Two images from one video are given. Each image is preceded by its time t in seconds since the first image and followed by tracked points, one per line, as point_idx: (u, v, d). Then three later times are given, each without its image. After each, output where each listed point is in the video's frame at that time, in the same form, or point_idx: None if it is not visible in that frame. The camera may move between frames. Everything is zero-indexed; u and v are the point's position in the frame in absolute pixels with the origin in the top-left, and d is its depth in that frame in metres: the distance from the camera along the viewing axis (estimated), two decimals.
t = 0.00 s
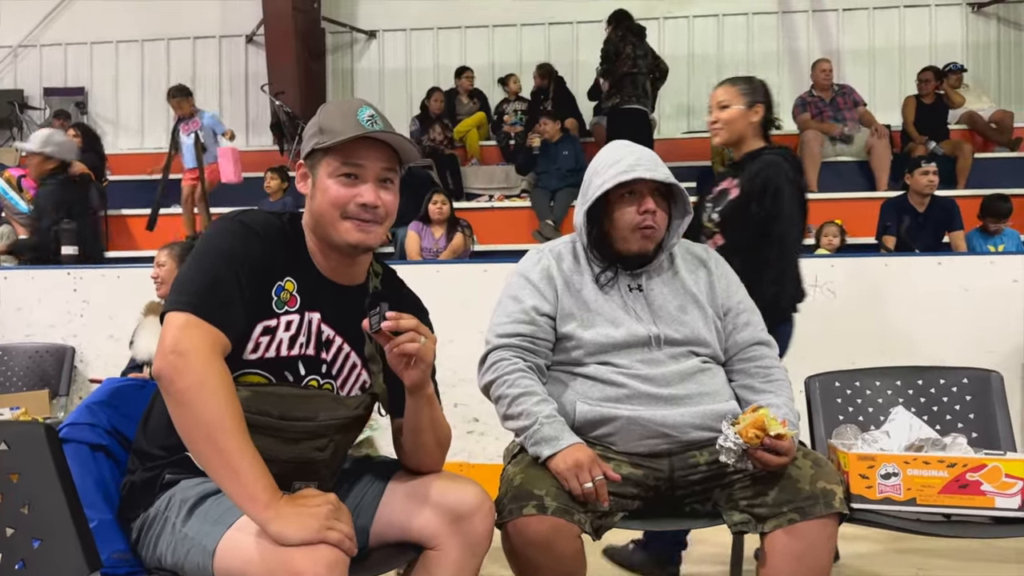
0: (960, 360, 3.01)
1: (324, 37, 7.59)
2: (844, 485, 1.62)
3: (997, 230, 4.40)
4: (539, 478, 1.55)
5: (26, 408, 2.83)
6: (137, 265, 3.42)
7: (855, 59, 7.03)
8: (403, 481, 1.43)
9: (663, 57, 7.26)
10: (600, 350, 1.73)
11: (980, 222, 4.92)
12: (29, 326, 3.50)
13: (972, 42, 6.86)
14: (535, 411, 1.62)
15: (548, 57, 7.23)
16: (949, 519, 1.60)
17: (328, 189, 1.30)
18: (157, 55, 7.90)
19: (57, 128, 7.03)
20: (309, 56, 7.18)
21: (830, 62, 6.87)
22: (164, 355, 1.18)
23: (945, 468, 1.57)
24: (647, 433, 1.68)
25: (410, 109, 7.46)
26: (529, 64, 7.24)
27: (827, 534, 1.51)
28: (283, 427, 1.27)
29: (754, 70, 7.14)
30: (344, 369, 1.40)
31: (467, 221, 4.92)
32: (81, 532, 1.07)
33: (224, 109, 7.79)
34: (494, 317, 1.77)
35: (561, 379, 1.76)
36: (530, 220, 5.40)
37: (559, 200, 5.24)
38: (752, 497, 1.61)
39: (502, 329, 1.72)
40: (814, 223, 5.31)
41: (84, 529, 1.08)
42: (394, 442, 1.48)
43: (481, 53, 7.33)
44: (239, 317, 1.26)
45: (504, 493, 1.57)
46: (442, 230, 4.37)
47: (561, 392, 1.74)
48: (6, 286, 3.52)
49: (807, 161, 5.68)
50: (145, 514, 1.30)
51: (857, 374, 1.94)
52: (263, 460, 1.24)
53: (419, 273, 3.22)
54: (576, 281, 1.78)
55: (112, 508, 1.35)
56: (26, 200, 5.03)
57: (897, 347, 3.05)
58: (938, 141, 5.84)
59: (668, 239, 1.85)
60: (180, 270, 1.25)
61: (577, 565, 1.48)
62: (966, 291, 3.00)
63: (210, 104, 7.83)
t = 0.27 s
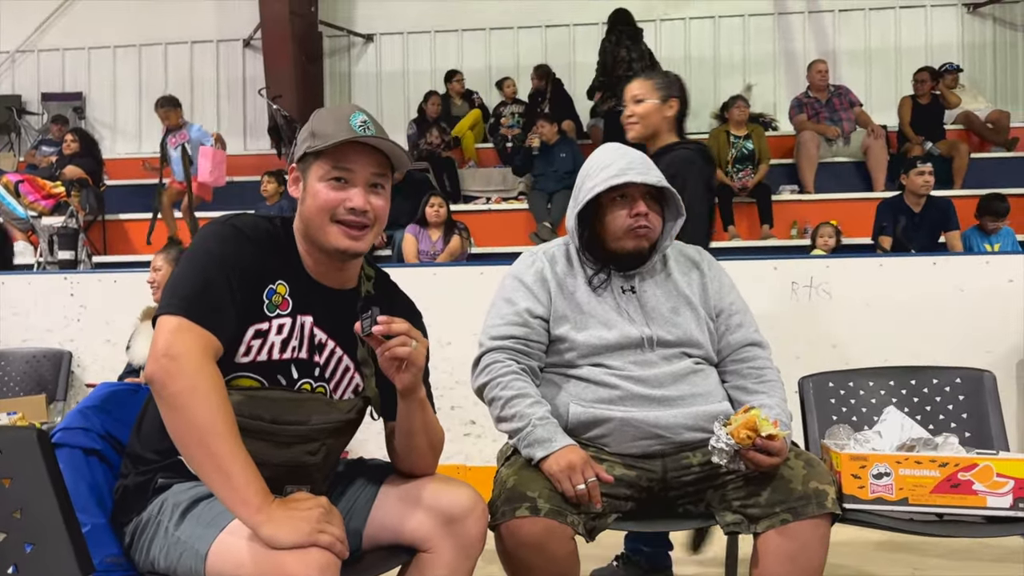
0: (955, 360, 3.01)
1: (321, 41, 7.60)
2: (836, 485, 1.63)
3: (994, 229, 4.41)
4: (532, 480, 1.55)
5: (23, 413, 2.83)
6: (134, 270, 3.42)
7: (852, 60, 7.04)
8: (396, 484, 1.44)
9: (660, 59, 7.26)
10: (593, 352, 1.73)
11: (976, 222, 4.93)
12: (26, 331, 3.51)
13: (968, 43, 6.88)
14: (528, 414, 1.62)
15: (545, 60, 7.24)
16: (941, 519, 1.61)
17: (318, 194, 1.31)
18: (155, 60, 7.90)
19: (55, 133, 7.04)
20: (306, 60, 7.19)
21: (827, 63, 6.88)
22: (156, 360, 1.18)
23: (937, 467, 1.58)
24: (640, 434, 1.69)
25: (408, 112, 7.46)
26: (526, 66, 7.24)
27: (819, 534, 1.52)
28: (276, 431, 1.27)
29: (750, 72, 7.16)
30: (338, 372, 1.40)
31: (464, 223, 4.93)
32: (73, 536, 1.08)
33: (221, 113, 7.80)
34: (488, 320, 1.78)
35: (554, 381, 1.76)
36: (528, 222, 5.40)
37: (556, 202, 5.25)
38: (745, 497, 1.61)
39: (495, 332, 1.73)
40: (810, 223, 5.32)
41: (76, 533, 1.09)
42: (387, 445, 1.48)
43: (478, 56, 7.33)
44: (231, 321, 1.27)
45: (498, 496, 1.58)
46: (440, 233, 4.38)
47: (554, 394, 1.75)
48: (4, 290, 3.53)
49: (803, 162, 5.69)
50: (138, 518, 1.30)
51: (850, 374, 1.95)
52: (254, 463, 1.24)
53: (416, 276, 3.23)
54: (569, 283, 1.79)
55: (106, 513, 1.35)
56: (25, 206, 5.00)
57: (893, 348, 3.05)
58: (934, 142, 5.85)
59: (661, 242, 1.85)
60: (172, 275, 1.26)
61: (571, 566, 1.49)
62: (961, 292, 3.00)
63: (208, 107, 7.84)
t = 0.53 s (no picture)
0: (952, 359, 3.01)
1: (318, 42, 7.60)
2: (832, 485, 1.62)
3: (993, 228, 4.41)
4: (527, 482, 1.55)
5: (19, 416, 2.83)
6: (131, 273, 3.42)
7: (849, 59, 7.05)
8: (391, 486, 1.44)
9: (657, 59, 7.26)
10: (588, 353, 1.73)
11: (974, 221, 4.93)
12: (23, 334, 3.50)
13: (965, 42, 6.88)
14: (524, 415, 1.62)
15: (542, 60, 7.24)
16: (937, 519, 1.60)
17: (309, 195, 1.31)
18: (152, 62, 7.91)
19: (52, 135, 7.04)
20: (303, 61, 7.19)
21: (824, 63, 6.89)
22: (148, 362, 1.18)
23: (933, 467, 1.58)
24: (635, 435, 1.68)
25: (405, 113, 7.46)
26: (523, 67, 7.24)
27: (815, 535, 1.52)
28: (268, 435, 1.27)
29: (747, 72, 7.16)
30: (332, 375, 1.40)
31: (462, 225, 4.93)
32: (65, 540, 1.08)
33: (219, 115, 7.80)
34: (483, 321, 1.77)
35: (549, 382, 1.76)
36: (525, 224, 5.40)
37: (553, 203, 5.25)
38: (740, 498, 1.61)
39: (490, 333, 1.73)
40: (808, 223, 5.32)
41: (69, 537, 1.08)
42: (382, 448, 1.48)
43: (475, 56, 7.33)
44: (223, 323, 1.27)
45: (493, 498, 1.58)
46: (437, 234, 4.38)
47: (550, 396, 1.75)
48: None
49: (801, 162, 5.69)
50: (132, 522, 1.30)
51: (846, 374, 1.95)
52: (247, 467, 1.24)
53: (413, 277, 3.23)
54: (564, 284, 1.78)
55: (99, 516, 1.35)
56: (22, 209, 4.97)
57: (890, 347, 3.05)
58: (931, 141, 5.85)
59: (657, 243, 1.85)
60: (165, 277, 1.26)
61: (566, 568, 1.49)
62: (958, 291, 3.00)
63: (205, 109, 7.84)
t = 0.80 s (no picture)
0: (953, 357, 3.01)
1: (317, 41, 7.59)
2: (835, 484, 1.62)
3: (994, 225, 4.40)
4: (529, 481, 1.55)
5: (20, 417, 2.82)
6: (131, 273, 3.42)
7: (848, 57, 7.04)
8: (393, 486, 1.43)
9: (656, 57, 7.26)
10: (590, 352, 1.73)
11: (974, 219, 4.93)
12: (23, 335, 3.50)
13: (964, 39, 6.87)
14: (526, 414, 1.62)
15: (542, 59, 7.24)
16: (940, 517, 1.60)
17: (311, 196, 1.30)
18: (151, 61, 7.90)
19: (51, 135, 7.03)
20: (302, 61, 7.19)
21: (823, 61, 6.89)
22: (150, 362, 1.18)
23: (935, 465, 1.57)
24: (637, 434, 1.68)
25: (404, 112, 7.46)
26: (523, 66, 7.24)
27: (817, 533, 1.51)
28: (270, 435, 1.27)
29: (747, 70, 7.15)
30: (335, 374, 1.40)
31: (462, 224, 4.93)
32: (67, 541, 1.07)
33: (218, 115, 7.80)
34: (484, 319, 1.77)
35: (551, 381, 1.76)
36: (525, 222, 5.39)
37: (553, 202, 5.26)
38: (742, 497, 1.61)
39: (492, 331, 1.72)
40: (808, 222, 5.32)
41: (70, 538, 1.08)
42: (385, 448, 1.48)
43: (474, 55, 7.33)
44: (225, 322, 1.26)
45: (495, 497, 1.57)
46: (437, 233, 4.37)
47: (551, 395, 1.74)
48: None
49: (801, 160, 5.69)
50: (133, 522, 1.30)
51: (846, 372, 1.95)
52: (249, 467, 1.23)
53: (413, 277, 3.22)
54: (566, 282, 1.78)
55: (101, 517, 1.35)
56: (21, 209, 4.92)
57: (890, 345, 3.05)
58: (931, 139, 5.85)
59: (659, 242, 1.85)
60: (167, 277, 1.25)
61: (568, 566, 1.48)
62: (958, 289, 3.00)
63: (204, 108, 7.84)
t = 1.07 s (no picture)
0: (953, 354, 3.01)
1: (317, 38, 7.58)
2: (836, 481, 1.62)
3: (995, 222, 4.40)
4: (531, 479, 1.55)
5: (20, 415, 2.81)
6: (131, 270, 3.41)
7: (848, 55, 7.04)
8: (394, 484, 1.43)
9: (656, 55, 7.25)
10: (592, 349, 1.73)
11: (974, 216, 4.93)
12: (22, 332, 3.50)
13: (965, 36, 6.86)
14: (528, 412, 1.62)
15: (541, 56, 7.23)
16: (941, 514, 1.60)
17: (316, 194, 1.30)
18: (150, 58, 7.89)
19: (49, 132, 7.02)
20: (302, 58, 7.18)
21: (824, 58, 6.88)
22: (154, 357, 1.17)
23: (937, 463, 1.57)
24: (639, 432, 1.68)
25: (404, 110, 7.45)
26: (523, 63, 7.23)
27: (819, 531, 1.51)
28: (273, 433, 1.26)
29: (747, 67, 7.14)
30: (338, 372, 1.39)
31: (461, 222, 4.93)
32: (67, 539, 1.07)
33: (218, 112, 7.79)
34: (486, 316, 1.77)
35: (553, 378, 1.76)
36: (525, 220, 5.39)
37: (553, 200, 5.25)
38: (745, 494, 1.61)
39: (494, 328, 1.72)
40: (808, 219, 5.32)
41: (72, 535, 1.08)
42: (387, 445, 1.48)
43: (473, 52, 7.32)
44: (229, 319, 1.26)
45: (496, 495, 1.57)
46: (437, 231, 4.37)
47: (553, 392, 1.74)
48: None
49: (801, 157, 5.69)
50: (134, 520, 1.30)
51: (848, 370, 1.95)
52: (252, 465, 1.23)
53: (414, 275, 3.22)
54: (568, 279, 1.78)
55: (102, 515, 1.34)
56: (21, 206, 4.94)
57: (891, 343, 3.05)
58: (931, 136, 5.85)
59: (661, 239, 1.85)
60: (172, 273, 1.25)
61: (570, 565, 1.48)
62: (959, 286, 3.00)
63: (203, 105, 7.83)
